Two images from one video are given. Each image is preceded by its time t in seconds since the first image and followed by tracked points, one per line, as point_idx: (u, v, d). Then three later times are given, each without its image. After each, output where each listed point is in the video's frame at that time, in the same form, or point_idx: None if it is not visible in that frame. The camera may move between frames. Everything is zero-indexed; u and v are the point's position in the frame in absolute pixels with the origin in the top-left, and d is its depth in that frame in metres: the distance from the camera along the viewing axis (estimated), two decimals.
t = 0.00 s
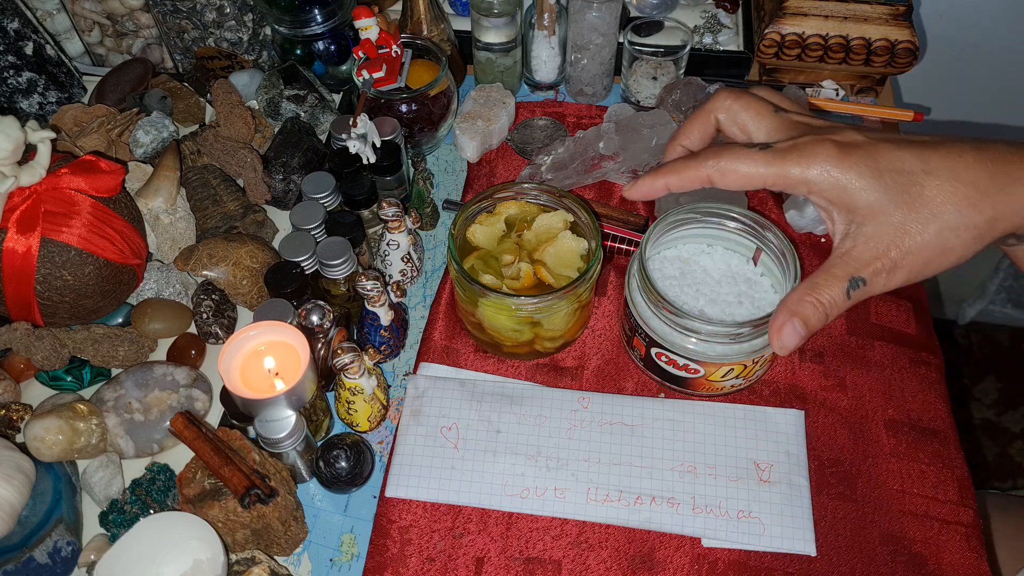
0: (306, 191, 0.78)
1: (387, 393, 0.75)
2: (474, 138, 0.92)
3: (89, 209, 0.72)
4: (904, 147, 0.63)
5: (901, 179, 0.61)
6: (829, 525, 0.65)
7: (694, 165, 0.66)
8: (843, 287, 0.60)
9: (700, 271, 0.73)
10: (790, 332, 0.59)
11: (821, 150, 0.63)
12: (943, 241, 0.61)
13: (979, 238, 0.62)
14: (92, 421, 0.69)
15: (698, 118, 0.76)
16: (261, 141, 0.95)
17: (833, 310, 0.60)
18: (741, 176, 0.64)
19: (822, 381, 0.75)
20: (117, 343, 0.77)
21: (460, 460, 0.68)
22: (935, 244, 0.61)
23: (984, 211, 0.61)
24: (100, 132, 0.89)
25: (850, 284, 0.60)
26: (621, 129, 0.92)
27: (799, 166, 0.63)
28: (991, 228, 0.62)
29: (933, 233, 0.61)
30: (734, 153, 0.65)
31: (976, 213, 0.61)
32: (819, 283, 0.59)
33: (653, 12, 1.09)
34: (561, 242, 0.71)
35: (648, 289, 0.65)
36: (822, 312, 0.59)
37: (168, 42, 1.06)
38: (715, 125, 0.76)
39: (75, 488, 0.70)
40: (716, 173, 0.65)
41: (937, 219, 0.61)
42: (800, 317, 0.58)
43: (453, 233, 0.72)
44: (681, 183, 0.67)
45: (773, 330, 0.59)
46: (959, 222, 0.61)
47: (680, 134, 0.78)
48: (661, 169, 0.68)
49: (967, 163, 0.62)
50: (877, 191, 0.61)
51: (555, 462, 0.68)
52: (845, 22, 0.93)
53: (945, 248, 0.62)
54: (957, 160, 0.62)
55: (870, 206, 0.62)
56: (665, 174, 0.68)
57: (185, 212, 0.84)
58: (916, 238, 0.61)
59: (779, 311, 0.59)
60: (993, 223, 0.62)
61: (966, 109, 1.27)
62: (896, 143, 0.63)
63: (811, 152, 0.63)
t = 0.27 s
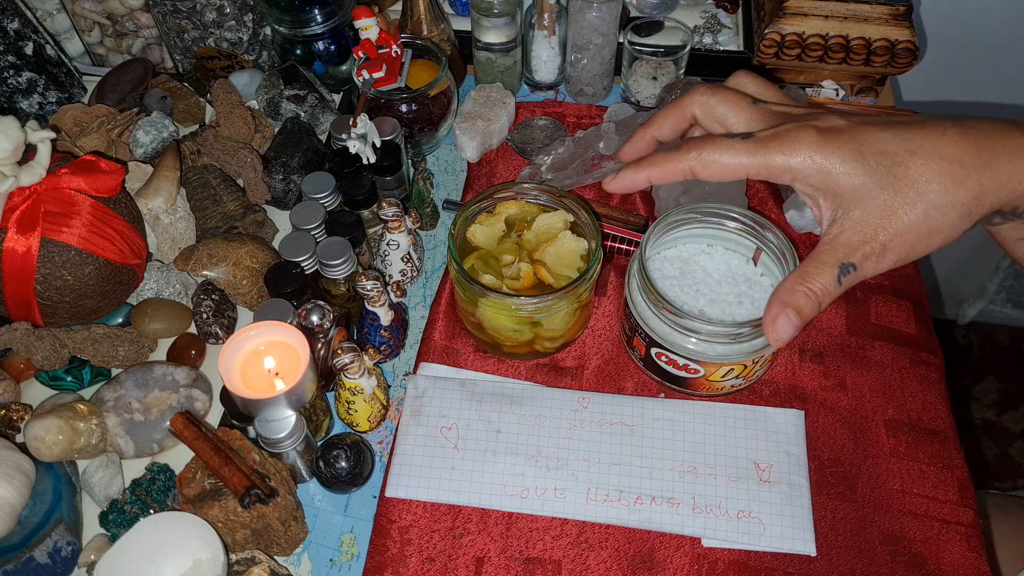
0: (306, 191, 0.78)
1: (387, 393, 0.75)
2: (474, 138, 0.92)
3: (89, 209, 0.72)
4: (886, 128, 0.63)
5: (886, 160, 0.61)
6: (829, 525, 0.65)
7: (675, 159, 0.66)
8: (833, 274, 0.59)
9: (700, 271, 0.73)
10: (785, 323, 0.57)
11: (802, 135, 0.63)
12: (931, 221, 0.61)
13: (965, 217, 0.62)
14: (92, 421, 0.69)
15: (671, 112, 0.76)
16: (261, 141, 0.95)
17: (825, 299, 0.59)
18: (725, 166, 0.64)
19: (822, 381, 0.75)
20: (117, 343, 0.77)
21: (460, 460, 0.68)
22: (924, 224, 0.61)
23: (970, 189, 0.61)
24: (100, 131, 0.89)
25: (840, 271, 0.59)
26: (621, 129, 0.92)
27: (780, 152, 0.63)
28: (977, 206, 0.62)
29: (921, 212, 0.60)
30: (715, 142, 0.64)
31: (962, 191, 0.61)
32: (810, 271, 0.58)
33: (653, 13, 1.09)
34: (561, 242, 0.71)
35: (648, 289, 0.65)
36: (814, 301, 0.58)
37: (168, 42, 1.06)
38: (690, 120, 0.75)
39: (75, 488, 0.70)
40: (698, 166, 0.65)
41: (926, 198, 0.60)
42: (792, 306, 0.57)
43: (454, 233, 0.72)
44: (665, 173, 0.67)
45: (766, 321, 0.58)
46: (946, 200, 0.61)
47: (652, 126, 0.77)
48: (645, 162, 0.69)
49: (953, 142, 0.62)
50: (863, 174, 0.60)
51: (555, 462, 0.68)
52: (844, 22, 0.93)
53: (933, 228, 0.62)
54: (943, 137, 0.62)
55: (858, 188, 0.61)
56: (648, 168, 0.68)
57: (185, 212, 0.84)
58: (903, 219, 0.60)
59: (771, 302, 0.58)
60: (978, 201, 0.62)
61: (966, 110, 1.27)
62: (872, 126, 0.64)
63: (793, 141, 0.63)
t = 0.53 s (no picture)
0: (306, 191, 0.78)
1: (387, 393, 0.75)
2: (474, 138, 0.92)
3: (89, 209, 0.72)
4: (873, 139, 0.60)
5: (875, 170, 0.57)
6: (829, 525, 0.66)
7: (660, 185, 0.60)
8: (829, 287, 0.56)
9: (700, 271, 0.73)
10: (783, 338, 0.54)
11: (789, 156, 0.58)
12: (925, 229, 0.57)
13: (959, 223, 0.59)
14: (92, 421, 0.69)
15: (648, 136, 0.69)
16: (261, 141, 0.95)
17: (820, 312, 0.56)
18: (712, 191, 0.59)
19: (822, 381, 0.75)
20: (117, 342, 0.77)
21: (460, 460, 0.68)
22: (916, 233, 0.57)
23: (963, 194, 0.58)
24: (100, 132, 0.89)
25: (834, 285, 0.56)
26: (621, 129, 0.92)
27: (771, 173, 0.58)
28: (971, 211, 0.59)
29: (914, 221, 0.57)
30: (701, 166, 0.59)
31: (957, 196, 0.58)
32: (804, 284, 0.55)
33: (653, 13, 1.09)
34: (561, 242, 0.71)
35: (648, 288, 0.65)
36: (810, 314, 0.55)
37: (168, 42, 1.06)
38: (671, 145, 0.69)
39: (75, 488, 0.70)
40: (685, 192, 0.60)
41: (919, 206, 0.57)
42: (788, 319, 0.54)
43: (454, 233, 0.72)
44: (652, 203, 0.61)
45: (763, 334, 0.55)
46: (939, 207, 0.57)
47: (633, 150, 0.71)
48: (631, 191, 0.62)
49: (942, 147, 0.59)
50: (852, 187, 0.57)
51: (555, 462, 0.68)
52: (844, 22, 0.93)
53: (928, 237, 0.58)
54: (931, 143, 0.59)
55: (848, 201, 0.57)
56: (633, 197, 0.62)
57: (185, 212, 0.84)
58: (896, 228, 0.57)
59: (767, 315, 0.55)
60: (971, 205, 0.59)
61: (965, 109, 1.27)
62: (862, 140, 0.59)
63: (779, 157, 0.58)
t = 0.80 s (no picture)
0: (306, 191, 0.78)
1: (387, 393, 0.75)
2: (474, 138, 0.92)
3: (89, 209, 0.72)
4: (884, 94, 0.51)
5: (886, 121, 0.49)
6: (829, 525, 0.66)
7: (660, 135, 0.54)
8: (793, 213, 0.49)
9: (700, 271, 0.73)
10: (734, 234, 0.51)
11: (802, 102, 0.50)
12: (919, 199, 0.49)
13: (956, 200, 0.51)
14: (92, 421, 0.69)
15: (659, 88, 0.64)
16: (261, 141, 0.95)
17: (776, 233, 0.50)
18: (718, 139, 0.52)
19: (822, 381, 0.75)
20: (118, 342, 0.77)
21: (460, 460, 0.68)
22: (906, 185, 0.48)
23: (964, 165, 0.50)
24: (100, 132, 0.89)
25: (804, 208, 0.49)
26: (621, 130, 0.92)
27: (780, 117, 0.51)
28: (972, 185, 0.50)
29: (911, 189, 0.49)
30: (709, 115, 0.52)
31: (959, 161, 0.50)
32: (769, 200, 0.49)
33: (653, 13, 1.09)
34: (561, 242, 0.71)
35: (648, 289, 0.65)
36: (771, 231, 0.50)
37: (168, 42, 1.06)
38: (676, 97, 0.64)
39: (75, 488, 0.70)
40: (691, 140, 0.53)
41: (919, 175, 0.49)
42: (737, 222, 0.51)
43: (453, 233, 0.72)
44: (654, 152, 0.55)
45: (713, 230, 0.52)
46: (937, 184, 0.49)
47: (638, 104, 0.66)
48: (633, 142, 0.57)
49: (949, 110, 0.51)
50: (860, 133, 0.49)
51: (555, 462, 0.68)
52: (844, 22, 0.93)
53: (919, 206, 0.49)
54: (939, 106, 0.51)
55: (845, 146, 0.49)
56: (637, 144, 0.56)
57: (185, 212, 0.84)
58: (888, 193, 0.48)
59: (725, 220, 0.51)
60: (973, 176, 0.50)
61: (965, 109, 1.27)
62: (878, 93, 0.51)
63: (791, 102, 0.51)
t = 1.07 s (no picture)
0: (306, 191, 0.78)
1: (387, 393, 0.75)
2: (474, 138, 0.92)
3: (89, 209, 0.72)
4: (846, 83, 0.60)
5: (843, 103, 0.57)
6: (829, 526, 0.66)
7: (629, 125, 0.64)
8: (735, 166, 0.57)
9: (700, 271, 0.73)
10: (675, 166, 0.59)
11: (762, 79, 0.59)
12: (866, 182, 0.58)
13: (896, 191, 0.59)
14: (92, 421, 0.69)
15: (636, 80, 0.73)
16: (261, 141, 0.95)
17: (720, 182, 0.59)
18: (686, 121, 0.61)
19: (822, 381, 0.75)
20: (117, 343, 0.77)
21: (460, 460, 0.68)
22: (848, 160, 0.57)
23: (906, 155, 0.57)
24: (100, 132, 0.89)
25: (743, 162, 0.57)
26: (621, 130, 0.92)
27: (740, 94, 0.59)
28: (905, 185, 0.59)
29: (857, 168, 0.57)
30: (675, 101, 0.61)
31: (904, 147, 0.57)
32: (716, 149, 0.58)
33: (653, 13, 1.09)
34: (561, 242, 0.71)
35: (648, 289, 0.65)
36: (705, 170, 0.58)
37: (168, 42, 1.06)
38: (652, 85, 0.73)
39: (75, 488, 0.70)
40: (657, 129, 0.62)
41: (867, 153, 0.57)
42: (684, 156, 0.59)
43: (453, 233, 0.72)
44: (628, 147, 0.64)
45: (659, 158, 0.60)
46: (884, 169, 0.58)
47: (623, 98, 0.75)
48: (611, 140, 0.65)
49: (907, 104, 0.58)
50: (813, 107, 0.57)
51: (555, 462, 0.68)
52: (845, 23, 0.93)
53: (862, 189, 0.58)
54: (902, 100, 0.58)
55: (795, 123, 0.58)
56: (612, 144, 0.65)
57: (185, 212, 0.84)
58: (833, 171, 0.57)
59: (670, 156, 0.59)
60: (912, 165, 0.58)
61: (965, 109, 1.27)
62: (833, 76, 0.61)
63: (750, 78, 0.60)
